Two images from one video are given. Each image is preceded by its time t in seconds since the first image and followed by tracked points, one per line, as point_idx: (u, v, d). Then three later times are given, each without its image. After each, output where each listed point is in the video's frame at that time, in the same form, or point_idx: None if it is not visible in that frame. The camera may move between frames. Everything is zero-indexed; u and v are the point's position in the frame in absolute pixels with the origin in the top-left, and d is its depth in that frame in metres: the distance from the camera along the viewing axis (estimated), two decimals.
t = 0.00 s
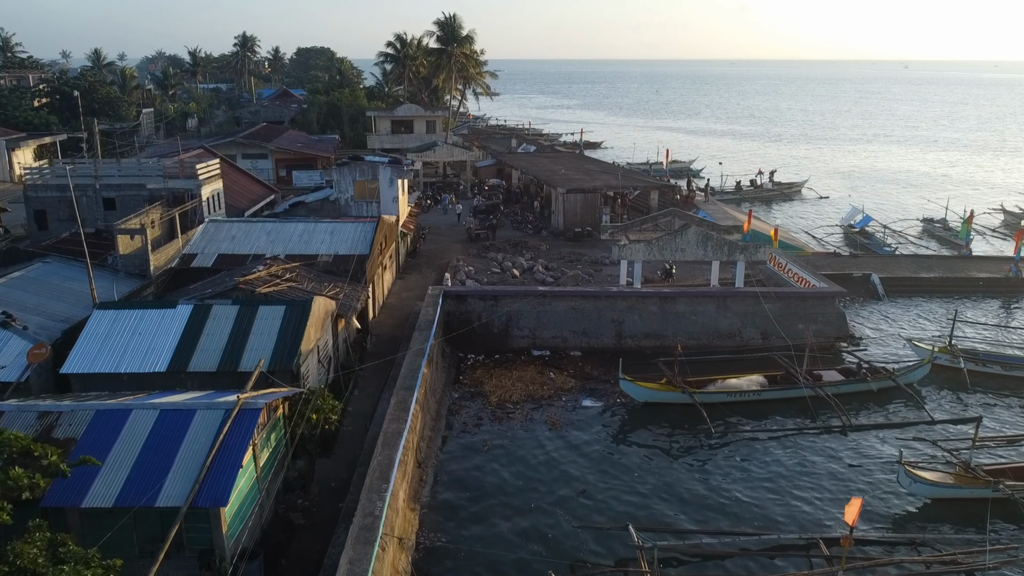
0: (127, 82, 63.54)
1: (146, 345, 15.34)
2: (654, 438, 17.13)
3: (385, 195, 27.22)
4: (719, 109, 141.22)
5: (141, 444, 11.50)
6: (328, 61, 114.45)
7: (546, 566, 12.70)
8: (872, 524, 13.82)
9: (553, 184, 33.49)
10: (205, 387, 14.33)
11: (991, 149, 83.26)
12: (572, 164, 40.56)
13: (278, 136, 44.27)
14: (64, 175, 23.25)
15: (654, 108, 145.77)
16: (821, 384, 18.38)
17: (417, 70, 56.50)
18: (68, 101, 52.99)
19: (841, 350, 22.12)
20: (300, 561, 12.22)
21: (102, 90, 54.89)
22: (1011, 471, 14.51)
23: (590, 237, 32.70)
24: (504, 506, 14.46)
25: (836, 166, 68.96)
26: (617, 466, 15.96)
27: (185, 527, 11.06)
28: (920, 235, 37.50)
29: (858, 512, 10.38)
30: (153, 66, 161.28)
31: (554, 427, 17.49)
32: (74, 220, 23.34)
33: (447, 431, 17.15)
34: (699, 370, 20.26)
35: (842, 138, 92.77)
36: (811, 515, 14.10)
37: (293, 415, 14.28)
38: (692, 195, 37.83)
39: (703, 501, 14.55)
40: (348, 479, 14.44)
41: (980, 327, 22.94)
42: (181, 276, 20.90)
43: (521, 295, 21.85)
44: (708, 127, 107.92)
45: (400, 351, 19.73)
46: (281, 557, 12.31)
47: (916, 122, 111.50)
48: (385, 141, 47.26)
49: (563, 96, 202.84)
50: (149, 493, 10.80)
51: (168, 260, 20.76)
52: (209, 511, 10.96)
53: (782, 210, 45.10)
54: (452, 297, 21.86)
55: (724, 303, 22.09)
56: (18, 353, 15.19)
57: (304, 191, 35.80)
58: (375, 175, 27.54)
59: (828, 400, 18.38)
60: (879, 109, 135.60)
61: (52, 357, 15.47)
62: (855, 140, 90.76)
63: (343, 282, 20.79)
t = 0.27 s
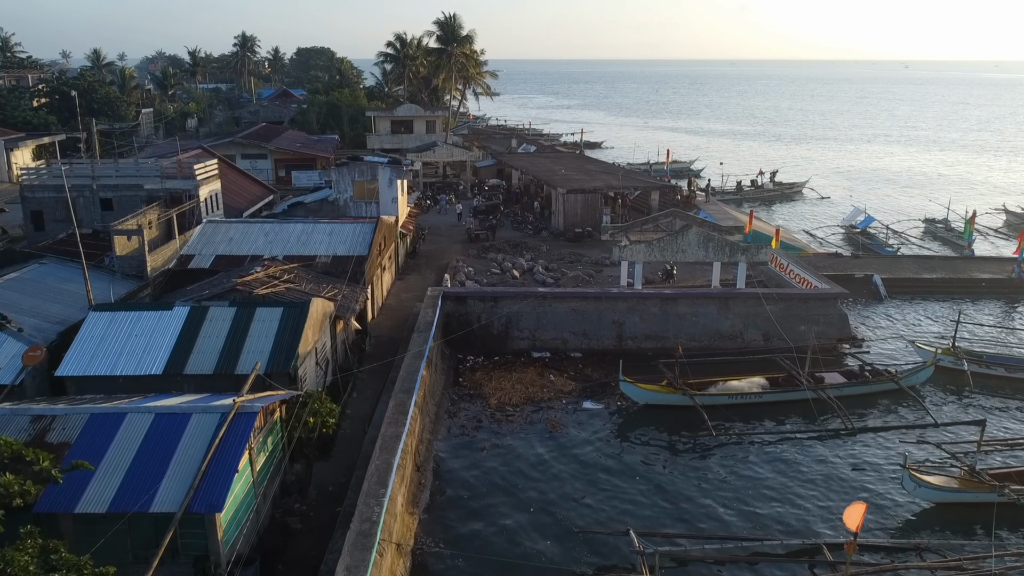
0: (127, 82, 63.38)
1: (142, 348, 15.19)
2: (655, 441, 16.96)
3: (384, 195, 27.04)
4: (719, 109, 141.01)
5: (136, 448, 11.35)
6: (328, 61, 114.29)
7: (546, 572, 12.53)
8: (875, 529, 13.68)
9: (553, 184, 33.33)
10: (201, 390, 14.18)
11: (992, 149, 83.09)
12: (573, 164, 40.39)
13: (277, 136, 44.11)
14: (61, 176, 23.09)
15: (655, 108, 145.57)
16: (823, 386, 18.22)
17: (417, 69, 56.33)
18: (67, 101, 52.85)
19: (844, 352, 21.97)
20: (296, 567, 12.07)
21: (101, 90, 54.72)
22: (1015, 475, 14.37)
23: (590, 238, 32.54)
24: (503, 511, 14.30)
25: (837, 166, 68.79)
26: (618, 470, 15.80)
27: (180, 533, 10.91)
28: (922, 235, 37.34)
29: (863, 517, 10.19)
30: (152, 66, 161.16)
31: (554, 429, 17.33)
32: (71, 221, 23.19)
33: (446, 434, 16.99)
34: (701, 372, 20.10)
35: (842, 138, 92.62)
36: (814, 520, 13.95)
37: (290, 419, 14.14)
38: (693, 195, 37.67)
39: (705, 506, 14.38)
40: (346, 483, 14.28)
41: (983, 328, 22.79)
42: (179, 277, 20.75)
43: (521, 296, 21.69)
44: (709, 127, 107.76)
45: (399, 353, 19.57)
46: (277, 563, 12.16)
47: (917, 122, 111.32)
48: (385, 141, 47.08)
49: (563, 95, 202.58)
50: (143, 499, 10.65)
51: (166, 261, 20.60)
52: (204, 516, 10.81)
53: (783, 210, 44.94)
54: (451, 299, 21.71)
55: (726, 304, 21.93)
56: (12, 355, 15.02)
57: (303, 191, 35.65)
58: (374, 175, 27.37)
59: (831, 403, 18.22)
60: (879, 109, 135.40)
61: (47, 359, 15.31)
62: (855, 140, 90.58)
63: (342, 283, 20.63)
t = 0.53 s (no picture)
0: (126, 81, 63.20)
1: (138, 350, 15.04)
2: (656, 444, 16.81)
3: (383, 195, 26.87)
4: (720, 109, 140.84)
5: (131, 452, 11.21)
6: (328, 61, 114.18)
7: None
8: (879, 534, 13.53)
9: (553, 184, 33.18)
10: (197, 392, 14.02)
11: (993, 149, 82.89)
12: (573, 163, 40.24)
13: (276, 135, 43.97)
14: (58, 176, 22.94)
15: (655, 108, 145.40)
16: (826, 388, 18.07)
17: (417, 69, 56.19)
18: (66, 99, 52.68)
19: (846, 353, 21.83)
20: (293, 573, 11.93)
21: (100, 90, 54.55)
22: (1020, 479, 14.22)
23: (590, 238, 32.39)
24: (503, 515, 14.15)
25: (838, 166, 68.61)
26: (618, 473, 15.65)
27: (175, 538, 10.77)
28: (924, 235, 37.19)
29: (866, 522, 10.08)
30: (152, 65, 161.05)
31: (554, 432, 17.18)
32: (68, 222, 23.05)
33: (445, 437, 16.84)
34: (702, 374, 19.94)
35: (843, 138, 92.40)
36: (817, 524, 13.80)
37: (287, 422, 13.98)
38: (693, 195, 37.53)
39: (707, 510, 14.22)
40: (343, 487, 14.13)
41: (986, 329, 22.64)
42: (176, 278, 20.60)
43: (521, 297, 21.53)
44: (710, 126, 107.57)
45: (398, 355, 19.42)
46: (274, 568, 12.01)
47: (918, 122, 111.17)
48: (385, 141, 46.91)
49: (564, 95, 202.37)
50: (137, 504, 10.49)
51: (163, 261, 20.45)
52: (200, 522, 10.66)
53: (784, 210, 44.78)
54: (450, 300, 21.56)
55: (727, 305, 21.77)
56: (7, 357, 14.87)
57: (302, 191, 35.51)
58: (373, 175, 27.21)
59: (833, 404, 18.06)
60: (880, 109, 135.21)
61: (42, 361, 15.16)
62: (856, 139, 90.39)
63: (340, 284, 20.47)
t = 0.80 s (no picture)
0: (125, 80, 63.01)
1: (134, 351, 14.89)
2: (657, 446, 16.66)
3: (382, 195, 26.72)
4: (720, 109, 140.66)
5: (125, 456, 11.06)
6: (328, 61, 114.03)
7: None
8: (883, 539, 13.38)
9: (553, 184, 33.03)
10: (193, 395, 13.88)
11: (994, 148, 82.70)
12: (573, 163, 40.09)
13: (275, 135, 43.83)
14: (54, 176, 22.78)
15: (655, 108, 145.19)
16: (828, 390, 17.91)
17: (417, 68, 56.03)
18: (65, 99, 52.50)
19: (848, 354, 21.67)
20: None
21: (99, 89, 54.34)
22: None
23: (591, 237, 32.24)
24: (502, 519, 14.00)
25: (839, 165, 68.40)
26: (619, 476, 15.50)
27: (170, 543, 10.62)
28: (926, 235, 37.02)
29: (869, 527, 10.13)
30: (151, 65, 160.85)
31: (554, 434, 17.03)
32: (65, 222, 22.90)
33: (444, 439, 16.69)
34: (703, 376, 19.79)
35: (844, 137, 92.18)
36: (820, 529, 13.65)
37: (284, 425, 13.83)
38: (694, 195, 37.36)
39: (708, 515, 14.08)
40: (341, 490, 13.98)
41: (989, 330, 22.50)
42: (174, 278, 20.45)
43: (520, 297, 21.38)
44: (710, 126, 107.37)
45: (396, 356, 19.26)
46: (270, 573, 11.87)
47: (918, 121, 110.98)
48: (384, 140, 46.75)
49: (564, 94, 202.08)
50: (131, 509, 10.34)
51: (160, 262, 20.30)
52: (195, 527, 10.52)
53: (786, 210, 44.63)
54: (450, 300, 21.42)
55: (728, 306, 21.63)
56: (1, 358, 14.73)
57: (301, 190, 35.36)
58: (372, 175, 27.05)
59: (836, 406, 17.91)
60: (881, 108, 135.04)
61: (37, 363, 15.02)
62: (857, 139, 90.20)
63: (338, 284, 20.31)
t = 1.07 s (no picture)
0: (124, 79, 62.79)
1: (130, 353, 14.73)
2: (658, 449, 16.51)
3: (382, 195, 26.58)
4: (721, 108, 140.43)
5: (119, 459, 10.91)
6: (327, 60, 113.86)
7: None
8: (887, 542, 13.25)
9: (553, 183, 32.89)
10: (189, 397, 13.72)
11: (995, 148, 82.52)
12: (574, 163, 39.97)
13: (275, 134, 43.68)
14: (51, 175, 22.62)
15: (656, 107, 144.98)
16: (831, 391, 17.77)
17: (417, 67, 55.86)
18: (64, 98, 52.32)
19: (850, 355, 21.51)
20: None
21: (99, 88, 54.15)
22: None
23: (591, 237, 32.09)
24: (502, 522, 13.84)
25: (840, 165, 68.21)
26: (620, 479, 15.35)
27: (165, 549, 10.48)
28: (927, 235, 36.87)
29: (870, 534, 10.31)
30: (151, 64, 160.68)
31: (554, 436, 16.88)
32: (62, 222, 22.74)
33: (443, 441, 16.54)
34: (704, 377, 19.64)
35: (845, 136, 91.92)
36: (823, 532, 13.51)
37: (281, 427, 13.67)
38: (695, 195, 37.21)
39: (711, 518, 13.93)
40: (339, 493, 13.82)
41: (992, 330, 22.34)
42: (171, 279, 20.29)
43: (521, 298, 21.25)
44: (711, 125, 107.19)
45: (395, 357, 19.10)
46: None
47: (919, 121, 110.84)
48: (384, 139, 46.58)
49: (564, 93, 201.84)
50: (126, 514, 10.19)
51: (157, 262, 20.14)
52: (190, 532, 10.37)
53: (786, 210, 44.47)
54: (450, 301, 21.29)
55: (730, 306, 21.49)
56: None
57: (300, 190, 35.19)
58: (372, 174, 26.90)
59: (839, 408, 17.77)
60: (881, 107, 134.83)
61: (33, 365, 14.87)
62: (858, 138, 90.05)
63: (337, 284, 20.16)
